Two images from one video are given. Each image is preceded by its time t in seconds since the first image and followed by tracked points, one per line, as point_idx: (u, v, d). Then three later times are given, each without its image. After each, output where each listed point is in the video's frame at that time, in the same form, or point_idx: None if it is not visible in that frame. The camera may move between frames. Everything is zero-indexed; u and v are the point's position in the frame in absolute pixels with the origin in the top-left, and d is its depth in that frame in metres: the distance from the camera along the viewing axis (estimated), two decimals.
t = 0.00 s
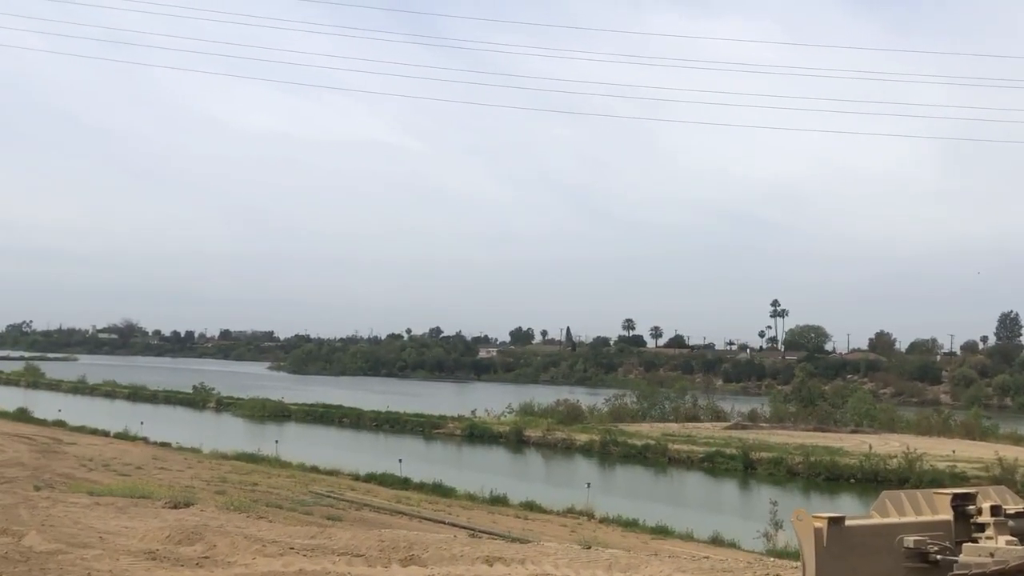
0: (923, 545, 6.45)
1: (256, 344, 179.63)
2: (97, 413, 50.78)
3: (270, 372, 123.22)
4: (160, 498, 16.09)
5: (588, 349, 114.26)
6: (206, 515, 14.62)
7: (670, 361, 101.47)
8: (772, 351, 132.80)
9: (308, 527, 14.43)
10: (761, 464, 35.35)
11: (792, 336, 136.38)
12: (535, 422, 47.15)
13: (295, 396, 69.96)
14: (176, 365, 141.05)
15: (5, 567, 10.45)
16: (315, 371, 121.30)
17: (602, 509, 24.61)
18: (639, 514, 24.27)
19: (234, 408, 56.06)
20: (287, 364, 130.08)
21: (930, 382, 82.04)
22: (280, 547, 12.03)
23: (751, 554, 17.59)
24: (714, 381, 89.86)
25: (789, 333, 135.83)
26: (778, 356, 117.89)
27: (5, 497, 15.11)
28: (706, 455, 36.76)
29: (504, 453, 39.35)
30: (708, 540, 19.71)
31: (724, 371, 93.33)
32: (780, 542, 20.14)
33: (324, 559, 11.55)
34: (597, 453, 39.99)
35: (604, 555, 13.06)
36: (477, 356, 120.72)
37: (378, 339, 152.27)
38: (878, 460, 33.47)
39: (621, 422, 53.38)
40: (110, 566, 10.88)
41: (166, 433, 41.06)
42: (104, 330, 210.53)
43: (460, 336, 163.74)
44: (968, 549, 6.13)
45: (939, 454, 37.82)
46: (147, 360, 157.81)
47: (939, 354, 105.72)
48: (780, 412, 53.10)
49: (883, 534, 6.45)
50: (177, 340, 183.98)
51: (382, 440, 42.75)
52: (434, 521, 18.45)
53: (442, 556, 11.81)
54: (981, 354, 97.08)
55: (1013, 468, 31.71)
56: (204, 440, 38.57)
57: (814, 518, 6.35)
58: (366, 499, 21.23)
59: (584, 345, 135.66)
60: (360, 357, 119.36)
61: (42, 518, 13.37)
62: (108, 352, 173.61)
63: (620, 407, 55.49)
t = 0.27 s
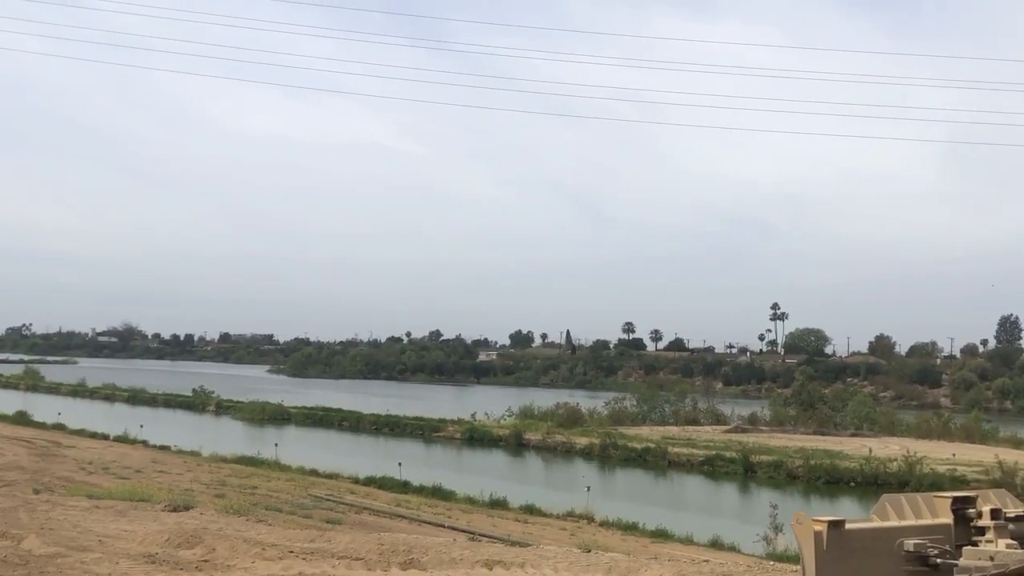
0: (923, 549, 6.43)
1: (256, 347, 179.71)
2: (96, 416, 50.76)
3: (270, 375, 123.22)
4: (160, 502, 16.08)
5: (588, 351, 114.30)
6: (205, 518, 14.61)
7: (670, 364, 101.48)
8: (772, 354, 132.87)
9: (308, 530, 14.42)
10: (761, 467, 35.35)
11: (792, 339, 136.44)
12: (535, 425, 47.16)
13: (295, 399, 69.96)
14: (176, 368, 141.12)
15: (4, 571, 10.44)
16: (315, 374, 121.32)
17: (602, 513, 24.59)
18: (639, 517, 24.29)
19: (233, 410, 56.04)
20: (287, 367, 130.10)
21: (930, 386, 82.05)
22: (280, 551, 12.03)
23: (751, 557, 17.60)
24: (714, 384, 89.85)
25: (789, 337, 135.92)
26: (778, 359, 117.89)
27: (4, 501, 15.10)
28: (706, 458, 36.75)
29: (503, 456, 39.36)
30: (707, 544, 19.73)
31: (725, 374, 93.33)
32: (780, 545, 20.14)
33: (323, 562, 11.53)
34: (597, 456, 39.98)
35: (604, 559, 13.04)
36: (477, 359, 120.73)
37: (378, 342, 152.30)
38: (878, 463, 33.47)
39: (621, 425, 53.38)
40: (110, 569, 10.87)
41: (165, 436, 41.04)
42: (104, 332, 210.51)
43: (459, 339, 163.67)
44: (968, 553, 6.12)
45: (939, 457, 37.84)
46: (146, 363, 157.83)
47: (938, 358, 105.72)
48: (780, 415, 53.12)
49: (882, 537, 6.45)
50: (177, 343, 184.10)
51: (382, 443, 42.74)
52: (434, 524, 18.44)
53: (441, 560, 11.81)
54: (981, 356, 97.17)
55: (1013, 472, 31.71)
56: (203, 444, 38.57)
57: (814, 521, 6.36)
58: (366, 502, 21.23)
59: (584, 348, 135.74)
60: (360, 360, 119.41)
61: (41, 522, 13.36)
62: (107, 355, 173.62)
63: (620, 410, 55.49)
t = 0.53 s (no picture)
0: (925, 548, 6.42)
1: (257, 346, 179.72)
2: (97, 415, 50.76)
3: (271, 375, 123.21)
4: (162, 501, 16.09)
5: (590, 351, 114.20)
6: (207, 517, 14.60)
7: (672, 363, 101.38)
8: (774, 354, 132.71)
9: (310, 529, 14.41)
10: (763, 466, 35.29)
11: (794, 338, 136.28)
12: (536, 424, 47.12)
13: (297, 398, 69.93)
14: (177, 367, 141.19)
15: (6, 570, 10.44)
16: (316, 373, 121.30)
17: (604, 512, 24.56)
18: (641, 517, 24.25)
19: (234, 410, 56.02)
20: (288, 366, 130.13)
21: (932, 385, 81.90)
22: (281, 550, 12.02)
23: (753, 557, 17.56)
24: (716, 384, 89.76)
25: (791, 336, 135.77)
26: (779, 359, 117.77)
27: (5, 500, 15.10)
28: (707, 458, 36.70)
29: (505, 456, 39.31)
30: (709, 543, 19.69)
31: (726, 373, 93.21)
32: (781, 545, 20.10)
33: (324, 561, 11.53)
34: (599, 455, 39.93)
35: (606, 558, 13.01)
36: (478, 358, 120.73)
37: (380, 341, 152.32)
38: (880, 463, 33.40)
39: (622, 424, 53.32)
40: (112, 568, 10.87)
41: (166, 435, 41.04)
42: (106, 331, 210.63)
43: (461, 338, 163.62)
44: (970, 553, 6.10)
45: (941, 456, 37.75)
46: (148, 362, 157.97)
47: (940, 357, 105.55)
48: (781, 415, 53.03)
49: (884, 537, 6.43)
50: (178, 342, 184.12)
51: (383, 443, 42.71)
52: (435, 524, 18.42)
53: (443, 559, 11.79)
54: (983, 356, 97.04)
55: (1015, 471, 31.64)
56: (204, 443, 38.57)
57: (816, 521, 6.34)
58: (367, 501, 21.22)
59: (585, 347, 135.63)
60: (362, 359, 119.46)
61: (43, 521, 13.37)
62: (109, 354, 173.71)
63: (621, 410, 55.44)
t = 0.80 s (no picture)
0: (931, 541, 6.37)
1: (263, 338, 180.15)
2: (104, 407, 50.96)
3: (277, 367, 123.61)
4: (167, 493, 16.12)
5: (596, 344, 114.17)
6: (213, 509, 14.62)
7: (677, 356, 101.26)
8: (779, 347, 132.49)
9: (315, 521, 14.41)
10: (769, 459, 35.23)
11: (800, 331, 136.02)
12: (542, 417, 47.12)
13: (303, 391, 70.06)
14: (183, 359, 141.69)
15: (12, 562, 10.47)
16: (322, 365, 121.59)
17: (609, 505, 24.56)
18: (646, 509, 24.23)
19: (241, 402, 56.17)
20: (294, 358, 130.43)
21: (938, 378, 81.71)
22: (287, 542, 12.01)
23: (759, 550, 17.52)
24: (721, 377, 89.65)
25: (797, 329, 135.53)
26: (785, 351, 117.53)
27: (12, 492, 15.13)
28: (713, 451, 36.64)
29: (510, 448, 39.32)
30: (715, 536, 19.66)
31: (732, 367, 93.10)
32: (787, 537, 20.05)
33: (330, 554, 11.53)
34: (604, 448, 39.91)
35: (611, 550, 12.98)
36: (484, 351, 120.81)
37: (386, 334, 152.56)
38: (886, 456, 33.31)
39: (628, 417, 53.30)
40: (117, 560, 10.89)
41: (173, 427, 41.18)
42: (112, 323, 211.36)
43: (466, 331, 163.72)
44: (977, 546, 6.06)
45: (947, 450, 37.63)
46: (155, 354, 158.57)
47: (947, 351, 105.20)
48: (787, 408, 52.91)
49: (890, 531, 6.38)
50: (184, 335, 184.74)
51: (389, 435, 42.79)
52: (441, 516, 18.42)
53: (449, 551, 11.78)
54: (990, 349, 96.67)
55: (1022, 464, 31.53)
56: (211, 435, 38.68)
57: (822, 514, 6.24)
58: (373, 494, 21.24)
59: (591, 340, 135.61)
60: (367, 351, 119.71)
61: (49, 513, 13.40)
62: (116, 347, 174.44)
63: (626, 403, 55.39)
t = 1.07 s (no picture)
0: (938, 533, 6.32)
1: (271, 330, 180.65)
2: (113, 399, 51.17)
3: (285, 359, 123.91)
4: (176, 483, 16.18)
5: (602, 336, 114.11)
6: (221, 500, 14.67)
7: (684, 348, 101.08)
8: (787, 339, 132.22)
9: (323, 512, 14.45)
10: (776, 451, 35.15)
11: (807, 323, 135.68)
12: (549, 409, 47.14)
13: (310, 382, 70.20)
14: (192, 351, 142.27)
15: (22, 551, 10.51)
16: (330, 357, 121.92)
17: (616, 496, 24.54)
18: (652, 501, 24.21)
19: (249, 393, 56.37)
20: (302, 349, 130.79)
21: (946, 371, 81.40)
22: (295, 533, 12.03)
23: (765, 541, 17.49)
24: (728, 369, 89.46)
25: (804, 321, 135.19)
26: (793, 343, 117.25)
27: (21, 482, 15.21)
28: (720, 443, 36.59)
29: (517, 440, 39.36)
30: (721, 527, 19.64)
31: (739, 359, 92.88)
32: (794, 529, 20.00)
33: (338, 544, 11.55)
34: (611, 440, 39.88)
35: (618, 541, 12.96)
36: (491, 343, 120.85)
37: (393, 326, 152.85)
38: (893, 448, 33.21)
39: (635, 409, 53.28)
40: (126, 549, 10.93)
41: (182, 418, 41.38)
42: (121, 315, 212.15)
43: (473, 322, 163.78)
44: (985, 538, 5.99)
45: (955, 442, 37.47)
46: (163, 346, 159.18)
47: (955, 342, 104.74)
48: (794, 400, 52.76)
49: (896, 523, 6.31)
50: (193, 327, 185.46)
51: (396, 427, 42.84)
52: (448, 507, 18.45)
53: (456, 542, 11.79)
54: (998, 341, 96.15)
55: None
56: (220, 426, 38.83)
57: (829, 505, 6.19)
58: (380, 485, 21.28)
59: (598, 332, 135.47)
60: (374, 343, 119.88)
61: (58, 503, 13.46)
62: (124, 338, 175.14)
63: (633, 395, 55.33)
